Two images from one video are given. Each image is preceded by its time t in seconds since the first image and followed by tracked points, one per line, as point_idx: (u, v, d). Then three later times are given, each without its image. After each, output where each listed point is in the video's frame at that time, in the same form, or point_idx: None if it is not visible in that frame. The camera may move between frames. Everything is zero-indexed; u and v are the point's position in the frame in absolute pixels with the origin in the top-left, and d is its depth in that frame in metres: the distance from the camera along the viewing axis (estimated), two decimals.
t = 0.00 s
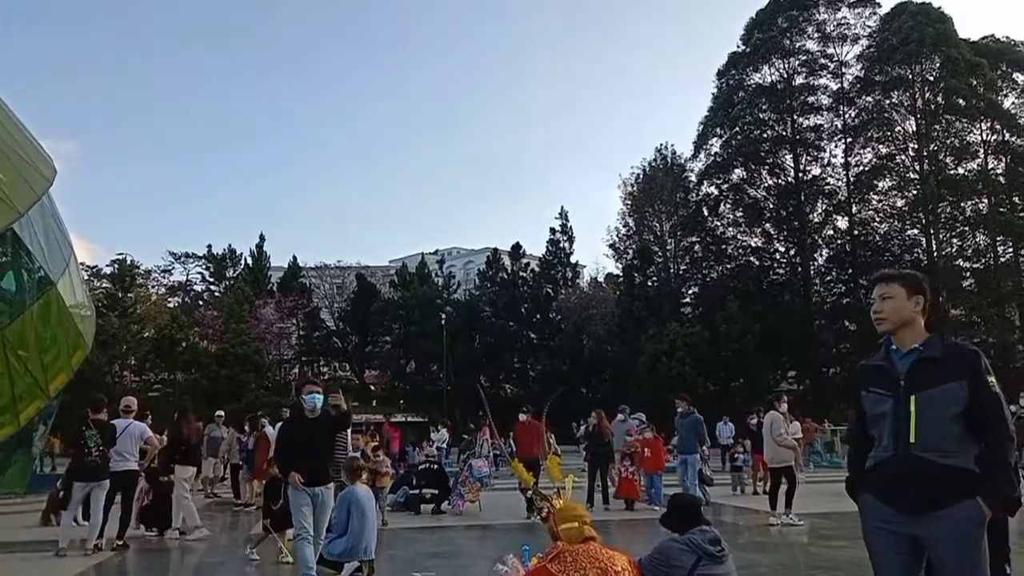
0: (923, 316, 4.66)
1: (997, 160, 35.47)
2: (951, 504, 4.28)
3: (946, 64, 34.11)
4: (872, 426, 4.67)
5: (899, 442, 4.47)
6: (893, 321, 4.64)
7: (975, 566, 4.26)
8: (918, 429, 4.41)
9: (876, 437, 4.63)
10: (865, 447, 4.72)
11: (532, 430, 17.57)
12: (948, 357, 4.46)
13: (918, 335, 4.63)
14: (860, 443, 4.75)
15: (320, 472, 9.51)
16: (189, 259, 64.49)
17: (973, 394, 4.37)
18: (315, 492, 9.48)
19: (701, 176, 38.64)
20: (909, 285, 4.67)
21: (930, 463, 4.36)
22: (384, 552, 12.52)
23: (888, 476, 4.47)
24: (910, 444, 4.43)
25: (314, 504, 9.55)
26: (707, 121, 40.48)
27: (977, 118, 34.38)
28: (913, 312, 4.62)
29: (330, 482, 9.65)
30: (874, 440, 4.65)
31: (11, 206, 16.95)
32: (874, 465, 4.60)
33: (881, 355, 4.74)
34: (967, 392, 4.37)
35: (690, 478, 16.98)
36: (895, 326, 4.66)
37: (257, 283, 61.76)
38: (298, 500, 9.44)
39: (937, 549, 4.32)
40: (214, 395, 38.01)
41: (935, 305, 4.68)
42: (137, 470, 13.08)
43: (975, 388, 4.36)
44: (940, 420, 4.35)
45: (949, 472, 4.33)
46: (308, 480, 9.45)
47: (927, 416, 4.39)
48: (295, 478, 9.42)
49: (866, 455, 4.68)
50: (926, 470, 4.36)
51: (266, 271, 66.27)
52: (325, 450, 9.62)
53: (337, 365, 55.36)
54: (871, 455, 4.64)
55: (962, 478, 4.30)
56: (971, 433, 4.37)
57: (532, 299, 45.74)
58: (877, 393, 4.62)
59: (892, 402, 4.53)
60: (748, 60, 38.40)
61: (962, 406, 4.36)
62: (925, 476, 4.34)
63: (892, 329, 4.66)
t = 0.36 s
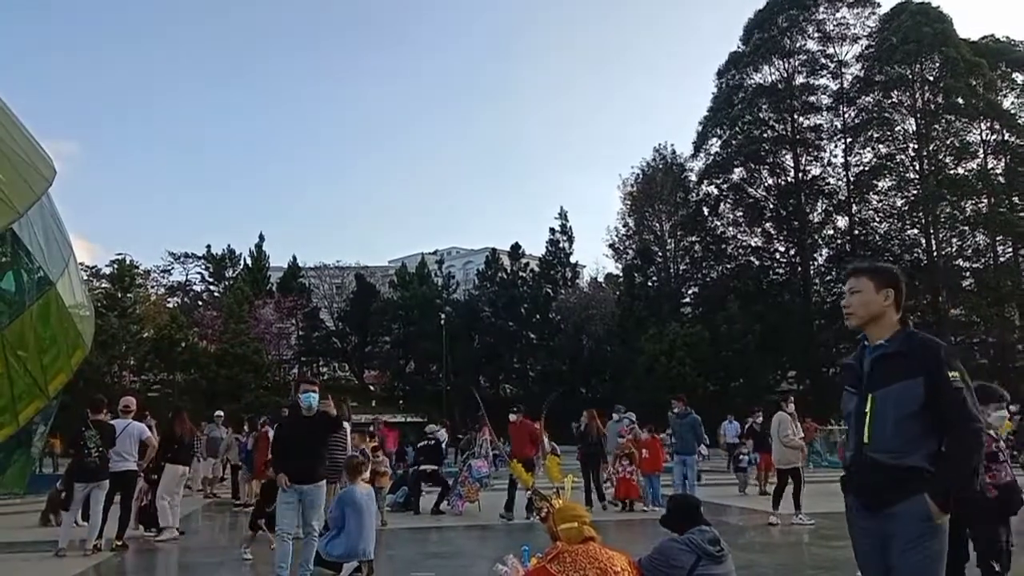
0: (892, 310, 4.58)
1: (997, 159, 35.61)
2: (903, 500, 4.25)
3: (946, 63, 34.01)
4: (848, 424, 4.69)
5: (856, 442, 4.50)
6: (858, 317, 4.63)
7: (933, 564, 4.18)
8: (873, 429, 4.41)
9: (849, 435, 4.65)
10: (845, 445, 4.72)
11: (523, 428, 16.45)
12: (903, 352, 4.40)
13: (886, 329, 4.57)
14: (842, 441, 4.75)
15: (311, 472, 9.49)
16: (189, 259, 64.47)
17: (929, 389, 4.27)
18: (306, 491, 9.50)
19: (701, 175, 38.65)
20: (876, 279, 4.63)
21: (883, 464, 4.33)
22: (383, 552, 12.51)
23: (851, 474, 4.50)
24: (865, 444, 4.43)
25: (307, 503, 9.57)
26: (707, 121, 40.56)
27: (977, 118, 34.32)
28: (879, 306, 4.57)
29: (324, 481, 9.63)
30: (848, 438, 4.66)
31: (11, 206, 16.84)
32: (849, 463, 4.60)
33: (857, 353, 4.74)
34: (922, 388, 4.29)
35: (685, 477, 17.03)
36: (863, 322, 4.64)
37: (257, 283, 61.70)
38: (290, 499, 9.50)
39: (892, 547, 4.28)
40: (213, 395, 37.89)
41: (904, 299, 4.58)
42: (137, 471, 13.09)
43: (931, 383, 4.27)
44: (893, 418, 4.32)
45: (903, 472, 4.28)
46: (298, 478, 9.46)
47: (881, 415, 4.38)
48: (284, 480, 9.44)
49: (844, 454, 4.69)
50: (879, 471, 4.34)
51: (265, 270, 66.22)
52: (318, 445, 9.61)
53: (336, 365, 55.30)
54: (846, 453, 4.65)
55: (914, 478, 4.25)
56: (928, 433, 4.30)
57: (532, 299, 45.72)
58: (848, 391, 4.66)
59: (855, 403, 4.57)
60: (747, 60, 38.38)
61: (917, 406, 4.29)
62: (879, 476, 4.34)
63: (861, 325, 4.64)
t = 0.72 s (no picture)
0: (889, 301, 4.36)
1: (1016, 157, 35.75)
2: (891, 504, 4.08)
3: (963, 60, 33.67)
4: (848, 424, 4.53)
5: (850, 443, 4.36)
6: (853, 310, 4.44)
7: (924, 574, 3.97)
8: (865, 429, 4.26)
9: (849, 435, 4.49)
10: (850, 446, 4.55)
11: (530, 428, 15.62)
12: (893, 349, 4.23)
13: (883, 323, 4.36)
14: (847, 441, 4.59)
15: (316, 470, 9.54)
16: (206, 258, 64.95)
17: (920, 388, 4.08)
18: (311, 490, 9.53)
19: (716, 173, 38.52)
20: (873, 269, 4.43)
21: (870, 467, 4.18)
22: (399, 551, 12.54)
23: (847, 476, 4.36)
24: (855, 446, 4.30)
25: (312, 503, 9.60)
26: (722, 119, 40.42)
27: (996, 115, 33.94)
28: (875, 298, 4.36)
29: (327, 480, 9.65)
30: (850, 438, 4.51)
31: (28, 205, 17.83)
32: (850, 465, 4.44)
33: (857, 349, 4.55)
34: (911, 387, 4.11)
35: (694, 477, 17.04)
36: (860, 315, 4.44)
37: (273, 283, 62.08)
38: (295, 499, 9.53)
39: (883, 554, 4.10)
40: (229, 394, 38.08)
41: (900, 293, 4.35)
42: (154, 469, 13.19)
43: (919, 380, 4.08)
44: (882, 419, 4.15)
45: (892, 475, 4.10)
46: (303, 478, 9.49)
47: (872, 415, 4.22)
48: (288, 485, 9.49)
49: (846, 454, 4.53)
50: (866, 473, 4.20)
51: (282, 270, 66.58)
52: (316, 438, 9.62)
53: (352, 364, 55.58)
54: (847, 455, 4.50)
55: (902, 482, 4.06)
56: (921, 434, 4.09)
57: (546, 298, 45.69)
58: (847, 390, 4.51)
59: (852, 401, 4.43)
60: (763, 58, 38.14)
61: (907, 405, 4.10)
62: (870, 479, 4.18)
63: (857, 319, 4.45)
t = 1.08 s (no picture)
0: (959, 289, 3.72)
1: None
2: (979, 521, 3.46)
3: None
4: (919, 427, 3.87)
5: (925, 446, 3.73)
6: (918, 301, 3.81)
7: None
8: (942, 433, 3.62)
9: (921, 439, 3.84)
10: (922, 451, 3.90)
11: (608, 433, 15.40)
12: (973, 340, 3.57)
13: (953, 314, 3.73)
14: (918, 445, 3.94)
15: (393, 469, 9.71)
16: (299, 264, 67.07)
17: (1007, 385, 3.44)
18: (392, 489, 9.69)
19: (807, 167, 37.75)
20: (938, 253, 3.81)
21: (951, 476, 3.56)
22: (489, 551, 12.67)
23: (921, 486, 3.73)
24: (932, 451, 3.66)
25: (395, 503, 9.76)
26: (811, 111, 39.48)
27: None
28: (940, 286, 3.74)
29: (407, 479, 9.80)
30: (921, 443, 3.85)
31: (133, 217, 19.04)
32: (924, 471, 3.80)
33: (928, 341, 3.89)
34: (997, 383, 3.46)
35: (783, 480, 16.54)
36: (930, 305, 3.80)
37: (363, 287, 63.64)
38: (379, 497, 9.71)
39: None
40: (323, 396, 39.21)
41: (982, 276, 3.71)
42: (252, 468, 13.67)
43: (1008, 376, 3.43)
44: (964, 421, 3.52)
45: (978, 486, 3.48)
46: (380, 479, 9.67)
47: (951, 417, 3.57)
48: (368, 488, 9.74)
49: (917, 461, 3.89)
50: (946, 482, 3.58)
51: (371, 274, 68.18)
52: (388, 439, 9.82)
53: (440, 366, 56.51)
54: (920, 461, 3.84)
55: (990, 495, 3.45)
56: (1009, 438, 3.46)
57: (632, 298, 45.33)
58: (918, 387, 3.85)
59: (924, 401, 3.78)
60: (855, 46, 37.11)
61: (992, 406, 3.46)
62: (951, 490, 3.54)
63: (925, 310, 3.82)
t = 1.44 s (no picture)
0: (933, 296, 3.54)
1: None
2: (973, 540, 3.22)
3: None
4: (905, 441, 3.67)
5: (912, 459, 3.51)
6: (896, 311, 3.67)
7: None
8: (930, 446, 3.41)
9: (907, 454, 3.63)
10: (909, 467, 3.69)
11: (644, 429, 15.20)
12: (962, 346, 3.37)
13: (932, 324, 3.55)
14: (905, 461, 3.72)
15: (432, 471, 9.77)
16: (343, 267, 67.89)
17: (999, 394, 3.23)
18: (432, 489, 9.77)
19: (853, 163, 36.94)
20: (909, 263, 3.65)
21: (940, 488, 3.35)
22: (532, 552, 12.64)
23: (909, 503, 3.51)
24: (920, 464, 3.45)
25: (436, 503, 9.82)
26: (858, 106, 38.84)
27: None
28: (912, 297, 3.58)
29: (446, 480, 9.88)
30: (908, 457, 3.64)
31: (181, 222, 19.47)
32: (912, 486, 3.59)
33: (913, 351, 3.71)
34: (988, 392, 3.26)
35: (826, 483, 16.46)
36: (909, 314, 3.64)
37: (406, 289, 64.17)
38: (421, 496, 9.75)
39: None
40: (367, 397, 39.59)
41: (969, 281, 3.54)
42: (299, 469, 13.81)
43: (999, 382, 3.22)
44: (953, 432, 3.31)
45: (970, 503, 3.26)
46: (420, 479, 9.75)
47: (939, 428, 3.37)
48: (410, 489, 9.78)
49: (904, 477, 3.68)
50: (933, 495, 3.37)
51: (414, 276, 68.72)
52: (426, 439, 9.89)
53: (482, 367, 56.74)
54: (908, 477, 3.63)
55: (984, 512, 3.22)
56: (1004, 451, 3.24)
57: (674, 298, 44.93)
58: (903, 399, 3.65)
59: (910, 412, 3.57)
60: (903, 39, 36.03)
61: (983, 416, 3.26)
62: (942, 507, 3.32)
63: (905, 320, 3.65)
